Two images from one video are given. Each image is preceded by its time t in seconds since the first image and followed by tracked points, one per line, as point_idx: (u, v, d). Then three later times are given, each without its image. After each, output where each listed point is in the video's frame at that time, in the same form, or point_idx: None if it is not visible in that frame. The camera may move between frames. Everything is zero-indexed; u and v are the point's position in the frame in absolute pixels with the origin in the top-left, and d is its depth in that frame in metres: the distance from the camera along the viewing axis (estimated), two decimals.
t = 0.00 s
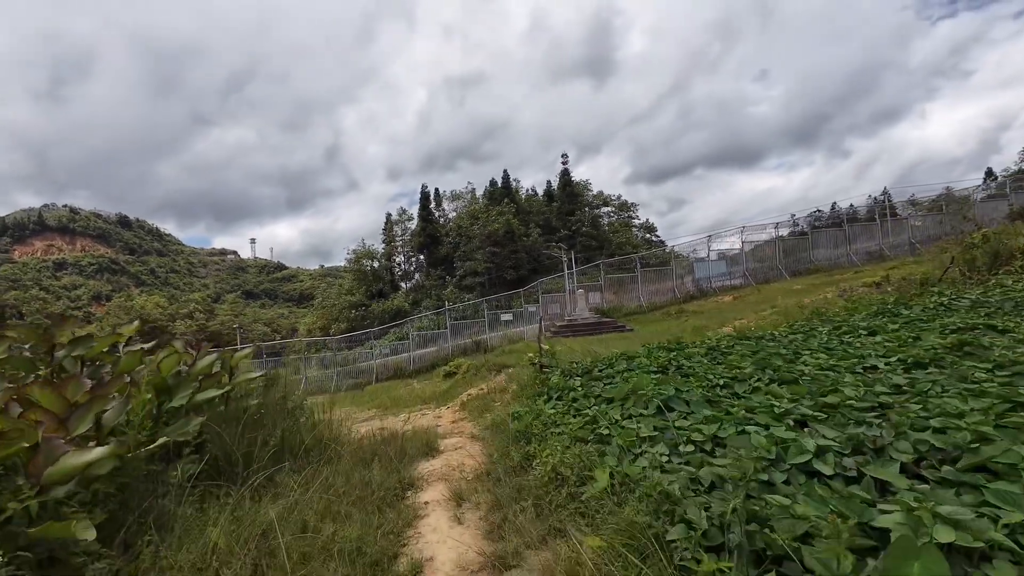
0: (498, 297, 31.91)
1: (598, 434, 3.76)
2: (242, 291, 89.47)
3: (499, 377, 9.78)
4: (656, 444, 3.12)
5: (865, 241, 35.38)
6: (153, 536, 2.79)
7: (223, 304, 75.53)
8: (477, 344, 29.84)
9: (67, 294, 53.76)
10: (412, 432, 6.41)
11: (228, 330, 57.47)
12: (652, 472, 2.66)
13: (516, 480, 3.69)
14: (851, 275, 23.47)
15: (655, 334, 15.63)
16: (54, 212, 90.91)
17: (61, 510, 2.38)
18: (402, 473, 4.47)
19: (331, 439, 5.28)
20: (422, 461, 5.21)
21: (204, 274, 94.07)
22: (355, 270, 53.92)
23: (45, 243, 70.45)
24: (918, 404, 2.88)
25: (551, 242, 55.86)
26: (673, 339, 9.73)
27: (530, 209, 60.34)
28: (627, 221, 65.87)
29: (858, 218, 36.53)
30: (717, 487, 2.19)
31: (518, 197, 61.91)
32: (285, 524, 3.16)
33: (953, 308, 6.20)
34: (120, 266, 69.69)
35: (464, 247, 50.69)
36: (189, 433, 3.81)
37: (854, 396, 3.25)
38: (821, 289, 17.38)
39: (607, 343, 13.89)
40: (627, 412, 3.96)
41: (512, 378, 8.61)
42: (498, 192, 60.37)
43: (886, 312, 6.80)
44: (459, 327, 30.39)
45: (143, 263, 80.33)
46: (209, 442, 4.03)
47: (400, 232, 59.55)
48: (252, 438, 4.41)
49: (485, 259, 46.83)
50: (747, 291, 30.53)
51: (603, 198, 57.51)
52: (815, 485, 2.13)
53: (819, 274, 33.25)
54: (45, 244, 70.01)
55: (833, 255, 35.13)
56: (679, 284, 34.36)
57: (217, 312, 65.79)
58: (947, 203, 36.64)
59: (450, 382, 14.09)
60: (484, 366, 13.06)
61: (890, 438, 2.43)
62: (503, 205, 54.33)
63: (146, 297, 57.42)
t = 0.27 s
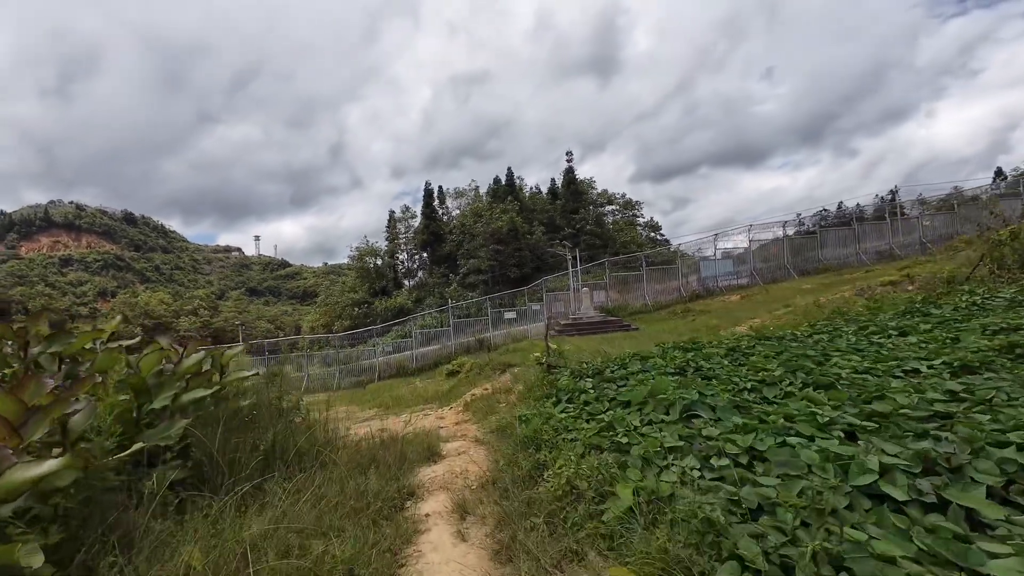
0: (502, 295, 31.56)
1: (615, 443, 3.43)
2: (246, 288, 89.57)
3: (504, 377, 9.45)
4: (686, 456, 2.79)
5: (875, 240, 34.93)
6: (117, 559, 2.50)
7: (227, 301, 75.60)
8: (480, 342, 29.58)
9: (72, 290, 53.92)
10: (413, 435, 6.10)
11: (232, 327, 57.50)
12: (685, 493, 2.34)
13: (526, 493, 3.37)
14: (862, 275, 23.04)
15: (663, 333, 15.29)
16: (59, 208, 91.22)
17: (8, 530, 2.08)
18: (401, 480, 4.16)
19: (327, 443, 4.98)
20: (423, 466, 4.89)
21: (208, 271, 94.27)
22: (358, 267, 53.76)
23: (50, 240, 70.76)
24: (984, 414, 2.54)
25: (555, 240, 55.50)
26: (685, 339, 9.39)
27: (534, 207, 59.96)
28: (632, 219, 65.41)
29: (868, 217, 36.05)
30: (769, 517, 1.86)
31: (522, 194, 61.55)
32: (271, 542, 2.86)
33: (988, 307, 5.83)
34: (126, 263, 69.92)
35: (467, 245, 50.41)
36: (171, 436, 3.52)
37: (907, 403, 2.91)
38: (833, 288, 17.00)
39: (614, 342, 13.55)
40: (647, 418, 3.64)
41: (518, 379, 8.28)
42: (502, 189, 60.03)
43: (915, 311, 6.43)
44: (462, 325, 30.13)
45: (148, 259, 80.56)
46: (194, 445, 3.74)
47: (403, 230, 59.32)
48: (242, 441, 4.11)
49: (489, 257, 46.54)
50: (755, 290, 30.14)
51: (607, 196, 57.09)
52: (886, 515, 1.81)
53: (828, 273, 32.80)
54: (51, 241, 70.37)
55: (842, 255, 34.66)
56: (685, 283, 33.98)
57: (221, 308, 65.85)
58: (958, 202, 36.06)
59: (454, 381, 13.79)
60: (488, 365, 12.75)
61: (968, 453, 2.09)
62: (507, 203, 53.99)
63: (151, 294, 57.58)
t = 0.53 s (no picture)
0: (505, 292, 31.16)
1: (640, 454, 3.07)
2: (250, 285, 89.63)
3: (510, 376, 9.08)
4: (728, 472, 2.43)
5: (886, 238, 34.42)
6: None
7: (231, 297, 75.62)
8: (484, 339, 29.23)
9: (77, 286, 53.99)
10: (415, 438, 5.75)
11: (236, 323, 57.39)
12: (734, 523, 1.97)
13: (541, 510, 3.01)
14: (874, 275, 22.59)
15: (672, 332, 14.87)
16: (65, 204, 91.57)
17: None
18: (401, 490, 3.82)
19: (322, 447, 4.63)
20: (424, 473, 4.55)
21: (213, 267, 94.41)
22: (361, 264, 53.49)
23: (56, 236, 70.99)
24: None
25: (559, 237, 55.09)
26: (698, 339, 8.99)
27: (538, 204, 59.54)
28: (637, 217, 64.82)
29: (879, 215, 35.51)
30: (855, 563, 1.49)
31: (526, 192, 61.08)
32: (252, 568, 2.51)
33: None
34: (130, 258, 70.00)
35: (471, 242, 50.07)
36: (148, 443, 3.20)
37: (980, 414, 2.53)
38: (847, 287, 16.53)
39: (623, 341, 13.13)
40: (674, 426, 3.26)
41: (524, 379, 7.91)
42: (506, 186, 59.56)
43: (950, 310, 6.03)
44: (466, 322, 29.80)
45: (153, 256, 80.73)
46: (173, 452, 3.40)
47: (407, 227, 59.04)
48: (228, 445, 3.78)
49: (492, 254, 46.15)
50: (763, 289, 29.72)
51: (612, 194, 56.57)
52: (1005, 565, 1.43)
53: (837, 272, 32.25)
54: (56, 237, 70.58)
55: (852, 253, 34.11)
56: (691, 281, 33.51)
57: (225, 305, 65.78)
58: (971, 200, 35.39)
59: (458, 379, 13.41)
60: (492, 364, 12.37)
61: None
62: (511, 200, 53.60)
63: (155, 290, 57.66)
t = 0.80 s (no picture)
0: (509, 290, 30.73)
1: (664, 470, 2.72)
2: (254, 282, 89.67)
3: (515, 377, 8.73)
4: (773, 499, 2.08)
5: (896, 237, 33.88)
6: None
7: (234, 294, 75.65)
8: (486, 338, 28.87)
9: (83, 283, 54.20)
10: (414, 443, 5.41)
11: (239, 320, 57.36)
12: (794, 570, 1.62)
13: (552, 535, 2.67)
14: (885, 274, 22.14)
15: (681, 332, 14.43)
16: (70, 201, 91.90)
17: None
18: (396, 506, 3.48)
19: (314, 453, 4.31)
20: (423, 483, 4.22)
21: (217, 264, 94.54)
22: (363, 262, 53.26)
23: (62, 232, 71.22)
24: None
25: (563, 235, 54.66)
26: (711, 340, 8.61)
27: (542, 201, 59.10)
28: (641, 215, 64.24)
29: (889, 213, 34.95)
30: None
31: (530, 189, 60.61)
32: None
33: None
34: (135, 255, 70.08)
35: (474, 239, 49.70)
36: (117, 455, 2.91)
37: None
38: (860, 286, 16.10)
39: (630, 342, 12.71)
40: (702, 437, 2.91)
41: (531, 379, 7.58)
42: (509, 184, 59.14)
43: (986, 310, 5.63)
44: (468, 321, 29.47)
45: (158, 252, 80.88)
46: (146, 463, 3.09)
47: (410, 224, 58.76)
48: (208, 454, 3.44)
49: (496, 252, 45.78)
50: (770, 288, 29.25)
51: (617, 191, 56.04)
52: None
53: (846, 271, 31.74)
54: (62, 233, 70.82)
55: (862, 252, 33.55)
56: (697, 279, 33.04)
57: (228, 302, 65.77)
58: (984, 198, 34.76)
59: (460, 379, 13.05)
60: (495, 363, 12.02)
61: None
62: (514, 197, 53.21)
63: (159, 287, 57.72)
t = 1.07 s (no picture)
0: (511, 287, 30.34)
1: (693, 485, 2.35)
2: (257, 279, 89.63)
3: (519, 376, 8.35)
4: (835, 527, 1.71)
5: (906, 234, 33.32)
6: None
7: (237, 292, 75.64)
8: (489, 336, 28.48)
9: (87, 280, 54.31)
10: (410, 446, 5.05)
11: (242, 318, 57.29)
12: None
13: (564, 561, 2.31)
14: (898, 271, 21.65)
15: (689, 330, 14.02)
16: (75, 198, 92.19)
17: None
18: (387, 519, 3.13)
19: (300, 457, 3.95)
20: (419, 491, 3.87)
21: (221, 262, 94.57)
22: (366, 259, 53.00)
23: (67, 229, 71.44)
24: None
25: (566, 233, 54.22)
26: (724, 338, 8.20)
27: (545, 199, 58.68)
28: (645, 212, 63.70)
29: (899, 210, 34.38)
30: None
31: (533, 186, 60.16)
32: None
33: None
34: (139, 252, 70.16)
35: (477, 237, 49.33)
36: (73, 461, 2.56)
37: None
38: (873, 284, 15.63)
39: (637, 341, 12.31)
40: (733, 445, 2.55)
41: (534, 378, 7.21)
42: (512, 181, 58.72)
43: None
44: (471, 319, 29.12)
45: (162, 250, 80.98)
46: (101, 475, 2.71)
47: (412, 222, 58.46)
48: (177, 461, 3.08)
49: (498, 250, 45.41)
50: (778, 285, 28.75)
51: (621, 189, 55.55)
52: None
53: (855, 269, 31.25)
54: (67, 230, 71.03)
55: (870, 249, 33.03)
56: (703, 277, 32.58)
57: (231, 299, 65.76)
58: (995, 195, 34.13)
59: (461, 377, 12.67)
60: (497, 361, 11.64)
61: None
62: (517, 194, 52.81)
63: (163, 284, 57.69)
